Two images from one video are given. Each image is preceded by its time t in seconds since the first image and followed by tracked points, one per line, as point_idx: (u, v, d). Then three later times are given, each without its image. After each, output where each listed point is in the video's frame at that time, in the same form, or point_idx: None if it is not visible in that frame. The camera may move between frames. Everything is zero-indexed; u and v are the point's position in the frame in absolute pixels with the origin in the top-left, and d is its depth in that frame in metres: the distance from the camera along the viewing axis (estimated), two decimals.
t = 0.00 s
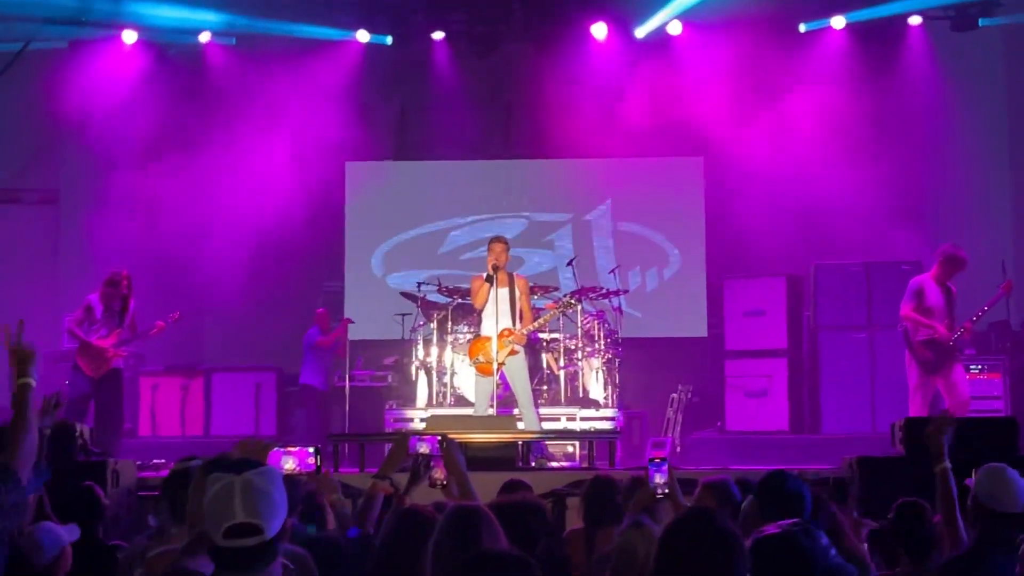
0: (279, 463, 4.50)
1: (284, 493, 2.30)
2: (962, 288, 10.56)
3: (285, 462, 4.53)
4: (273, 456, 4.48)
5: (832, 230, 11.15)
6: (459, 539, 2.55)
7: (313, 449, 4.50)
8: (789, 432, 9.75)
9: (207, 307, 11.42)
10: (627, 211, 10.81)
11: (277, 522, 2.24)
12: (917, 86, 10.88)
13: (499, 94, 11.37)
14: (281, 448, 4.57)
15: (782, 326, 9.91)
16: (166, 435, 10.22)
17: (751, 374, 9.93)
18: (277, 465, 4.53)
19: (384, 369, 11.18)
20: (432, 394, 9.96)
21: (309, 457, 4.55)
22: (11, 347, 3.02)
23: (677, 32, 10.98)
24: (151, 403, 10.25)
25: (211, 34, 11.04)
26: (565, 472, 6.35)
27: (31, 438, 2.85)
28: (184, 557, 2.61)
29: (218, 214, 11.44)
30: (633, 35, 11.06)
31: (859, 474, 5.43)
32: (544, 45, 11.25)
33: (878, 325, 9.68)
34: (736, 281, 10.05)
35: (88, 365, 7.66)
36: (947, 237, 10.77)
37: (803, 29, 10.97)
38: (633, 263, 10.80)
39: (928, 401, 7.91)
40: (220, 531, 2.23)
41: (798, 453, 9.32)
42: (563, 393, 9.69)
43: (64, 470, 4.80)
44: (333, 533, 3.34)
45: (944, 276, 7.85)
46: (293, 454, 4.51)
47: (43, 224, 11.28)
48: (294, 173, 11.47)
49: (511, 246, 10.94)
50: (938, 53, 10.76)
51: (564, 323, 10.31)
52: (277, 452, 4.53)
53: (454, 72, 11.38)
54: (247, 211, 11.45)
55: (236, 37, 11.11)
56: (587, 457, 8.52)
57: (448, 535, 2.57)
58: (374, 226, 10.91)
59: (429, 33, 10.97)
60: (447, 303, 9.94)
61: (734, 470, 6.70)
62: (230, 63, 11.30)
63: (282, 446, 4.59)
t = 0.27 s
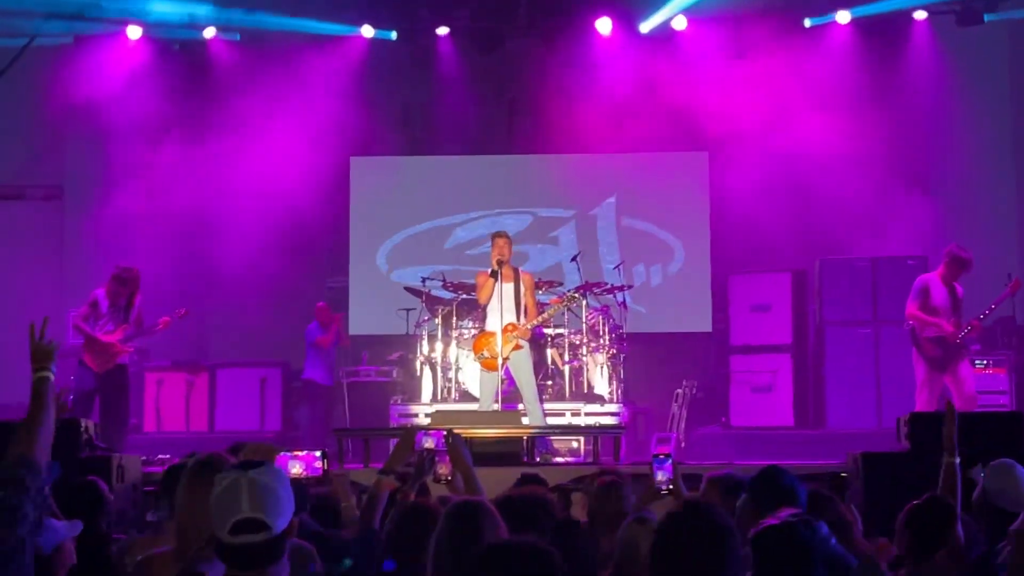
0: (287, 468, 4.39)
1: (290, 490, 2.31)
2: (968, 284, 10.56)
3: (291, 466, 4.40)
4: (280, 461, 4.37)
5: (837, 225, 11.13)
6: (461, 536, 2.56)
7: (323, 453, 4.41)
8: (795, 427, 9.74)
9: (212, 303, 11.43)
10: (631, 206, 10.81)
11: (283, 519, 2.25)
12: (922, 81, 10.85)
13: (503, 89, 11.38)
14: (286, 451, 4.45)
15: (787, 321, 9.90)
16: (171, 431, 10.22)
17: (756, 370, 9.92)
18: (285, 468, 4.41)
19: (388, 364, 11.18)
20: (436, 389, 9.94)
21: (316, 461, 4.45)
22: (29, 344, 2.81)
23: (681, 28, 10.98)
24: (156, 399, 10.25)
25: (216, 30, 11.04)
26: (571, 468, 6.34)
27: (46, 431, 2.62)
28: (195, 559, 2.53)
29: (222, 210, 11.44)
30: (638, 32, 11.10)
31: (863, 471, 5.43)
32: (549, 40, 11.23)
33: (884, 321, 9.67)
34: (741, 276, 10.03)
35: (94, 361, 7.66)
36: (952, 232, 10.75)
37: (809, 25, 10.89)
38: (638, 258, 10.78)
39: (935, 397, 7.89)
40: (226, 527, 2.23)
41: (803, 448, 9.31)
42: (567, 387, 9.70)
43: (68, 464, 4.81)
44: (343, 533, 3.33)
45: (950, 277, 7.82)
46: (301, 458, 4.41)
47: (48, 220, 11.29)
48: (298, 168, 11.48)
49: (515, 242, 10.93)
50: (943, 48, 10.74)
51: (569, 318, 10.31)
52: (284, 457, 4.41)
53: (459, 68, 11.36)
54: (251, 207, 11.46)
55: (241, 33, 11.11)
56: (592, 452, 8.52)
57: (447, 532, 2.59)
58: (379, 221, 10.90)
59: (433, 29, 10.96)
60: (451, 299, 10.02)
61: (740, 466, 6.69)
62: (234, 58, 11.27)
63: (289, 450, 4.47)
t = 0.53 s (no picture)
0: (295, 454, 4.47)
1: (295, 479, 2.31)
2: (970, 279, 10.55)
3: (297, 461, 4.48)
4: (287, 447, 4.45)
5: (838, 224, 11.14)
6: (456, 529, 2.58)
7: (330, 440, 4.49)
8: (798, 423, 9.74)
9: (215, 299, 11.45)
10: (632, 202, 10.81)
11: (288, 508, 2.25)
12: (924, 77, 10.85)
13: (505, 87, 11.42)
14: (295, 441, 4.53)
15: (789, 317, 9.89)
16: (174, 427, 10.22)
17: (759, 365, 9.92)
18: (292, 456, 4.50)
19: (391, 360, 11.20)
20: (439, 385, 9.92)
21: (324, 451, 4.52)
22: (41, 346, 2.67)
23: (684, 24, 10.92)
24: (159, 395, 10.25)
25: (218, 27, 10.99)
26: (574, 463, 6.34)
27: (42, 427, 2.57)
28: (201, 548, 2.51)
29: (224, 209, 11.45)
30: (641, 27, 11.08)
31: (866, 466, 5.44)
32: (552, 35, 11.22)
33: (886, 316, 9.66)
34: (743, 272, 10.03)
35: (98, 357, 7.67)
36: (955, 228, 10.75)
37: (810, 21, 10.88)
38: (640, 254, 10.79)
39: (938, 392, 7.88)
40: (231, 517, 2.24)
41: (806, 443, 9.30)
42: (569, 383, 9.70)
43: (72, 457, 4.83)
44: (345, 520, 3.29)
45: (952, 269, 7.80)
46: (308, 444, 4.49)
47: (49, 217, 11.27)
48: (299, 165, 11.50)
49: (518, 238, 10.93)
50: (944, 45, 10.77)
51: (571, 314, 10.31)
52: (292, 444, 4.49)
53: (461, 65, 11.39)
54: (252, 205, 11.47)
55: (242, 29, 11.08)
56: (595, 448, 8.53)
57: (442, 525, 2.60)
58: (381, 218, 10.91)
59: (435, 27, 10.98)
60: (454, 295, 10.02)
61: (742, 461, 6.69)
62: (237, 54, 11.29)
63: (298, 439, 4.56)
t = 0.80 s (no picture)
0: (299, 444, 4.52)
1: (295, 477, 2.23)
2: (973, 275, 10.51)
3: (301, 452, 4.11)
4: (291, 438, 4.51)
5: (838, 220, 11.12)
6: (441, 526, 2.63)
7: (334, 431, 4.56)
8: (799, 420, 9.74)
9: (216, 296, 11.45)
10: (633, 199, 10.80)
11: (288, 507, 2.19)
12: (925, 73, 10.86)
13: (505, 83, 11.40)
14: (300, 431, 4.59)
15: (791, 314, 9.89)
16: (175, 425, 10.22)
17: (760, 362, 9.92)
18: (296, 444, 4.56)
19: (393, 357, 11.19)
20: (441, 381, 9.84)
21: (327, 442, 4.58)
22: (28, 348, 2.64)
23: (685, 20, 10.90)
24: (161, 393, 10.25)
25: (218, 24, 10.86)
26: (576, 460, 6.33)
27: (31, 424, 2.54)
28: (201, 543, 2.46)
29: (225, 205, 11.45)
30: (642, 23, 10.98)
31: (869, 462, 5.43)
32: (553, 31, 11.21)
33: (888, 312, 9.65)
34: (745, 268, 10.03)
35: (99, 355, 7.66)
36: (956, 224, 10.74)
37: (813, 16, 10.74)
38: (641, 251, 10.79)
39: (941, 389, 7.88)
40: (231, 517, 2.18)
41: (808, 440, 9.30)
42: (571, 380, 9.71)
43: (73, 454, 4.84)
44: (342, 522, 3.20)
45: (956, 266, 7.79)
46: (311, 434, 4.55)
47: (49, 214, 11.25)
48: (300, 162, 11.49)
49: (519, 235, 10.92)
50: (946, 40, 10.73)
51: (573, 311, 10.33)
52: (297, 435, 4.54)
53: (462, 62, 11.38)
54: (252, 202, 11.47)
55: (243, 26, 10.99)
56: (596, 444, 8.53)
57: (429, 525, 2.64)
58: (382, 215, 10.90)
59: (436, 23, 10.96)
60: (456, 292, 10.13)
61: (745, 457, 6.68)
62: (240, 51, 11.32)
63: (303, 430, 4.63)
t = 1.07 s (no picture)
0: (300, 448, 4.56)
1: (295, 478, 2.23)
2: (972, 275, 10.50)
3: (301, 450, 3.91)
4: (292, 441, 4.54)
5: (836, 220, 11.14)
6: (428, 530, 2.76)
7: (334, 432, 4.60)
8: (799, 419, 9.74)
9: (216, 296, 11.45)
10: (633, 199, 10.81)
11: (287, 507, 2.19)
12: (925, 73, 10.84)
13: (504, 83, 11.42)
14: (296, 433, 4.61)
15: (791, 314, 9.89)
16: (174, 425, 10.23)
17: (759, 362, 9.92)
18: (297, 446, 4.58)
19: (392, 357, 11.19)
20: (439, 381, 9.88)
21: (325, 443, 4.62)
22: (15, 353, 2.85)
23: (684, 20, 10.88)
24: (159, 393, 10.25)
25: (217, 25, 10.92)
26: (575, 460, 6.32)
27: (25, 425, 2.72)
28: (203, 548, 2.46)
29: (223, 207, 11.44)
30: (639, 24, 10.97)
31: (869, 460, 5.44)
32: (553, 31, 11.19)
33: (887, 312, 9.65)
34: (744, 268, 10.03)
35: (98, 355, 7.65)
36: (955, 224, 10.74)
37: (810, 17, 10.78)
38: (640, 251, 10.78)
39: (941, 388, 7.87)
40: (230, 515, 2.18)
41: (806, 439, 9.30)
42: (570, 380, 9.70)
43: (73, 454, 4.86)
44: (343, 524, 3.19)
45: (954, 265, 7.80)
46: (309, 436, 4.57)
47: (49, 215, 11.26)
48: (300, 163, 11.53)
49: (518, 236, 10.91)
50: (945, 40, 10.70)
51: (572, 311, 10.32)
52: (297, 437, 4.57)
53: (461, 62, 11.38)
54: (251, 203, 11.47)
55: (242, 28, 11.04)
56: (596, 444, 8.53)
57: (419, 527, 2.78)
58: (381, 216, 10.90)
59: (435, 23, 10.96)
60: (454, 292, 10.05)
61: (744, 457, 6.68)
62: (237, 52, 11.27)
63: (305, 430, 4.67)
